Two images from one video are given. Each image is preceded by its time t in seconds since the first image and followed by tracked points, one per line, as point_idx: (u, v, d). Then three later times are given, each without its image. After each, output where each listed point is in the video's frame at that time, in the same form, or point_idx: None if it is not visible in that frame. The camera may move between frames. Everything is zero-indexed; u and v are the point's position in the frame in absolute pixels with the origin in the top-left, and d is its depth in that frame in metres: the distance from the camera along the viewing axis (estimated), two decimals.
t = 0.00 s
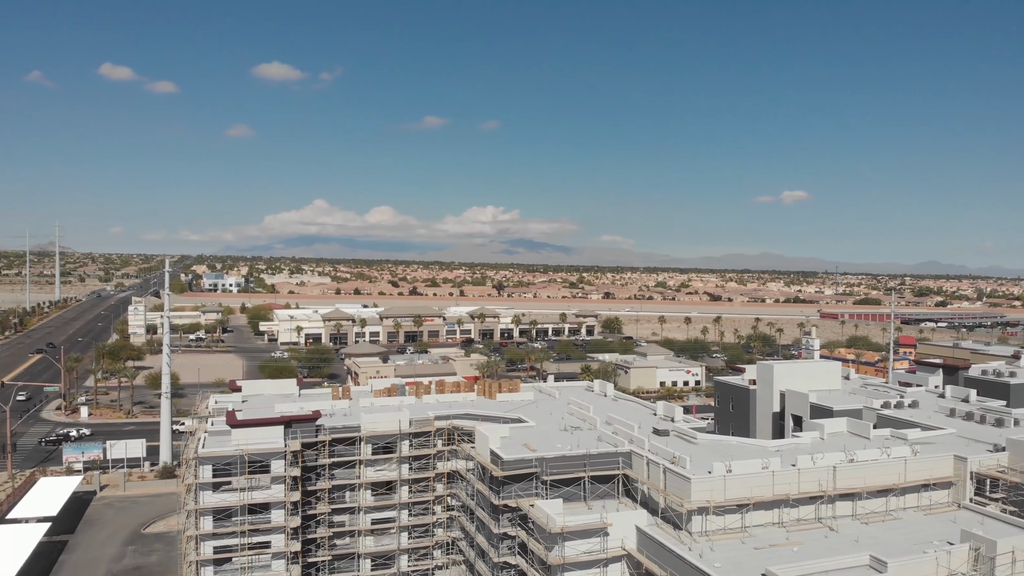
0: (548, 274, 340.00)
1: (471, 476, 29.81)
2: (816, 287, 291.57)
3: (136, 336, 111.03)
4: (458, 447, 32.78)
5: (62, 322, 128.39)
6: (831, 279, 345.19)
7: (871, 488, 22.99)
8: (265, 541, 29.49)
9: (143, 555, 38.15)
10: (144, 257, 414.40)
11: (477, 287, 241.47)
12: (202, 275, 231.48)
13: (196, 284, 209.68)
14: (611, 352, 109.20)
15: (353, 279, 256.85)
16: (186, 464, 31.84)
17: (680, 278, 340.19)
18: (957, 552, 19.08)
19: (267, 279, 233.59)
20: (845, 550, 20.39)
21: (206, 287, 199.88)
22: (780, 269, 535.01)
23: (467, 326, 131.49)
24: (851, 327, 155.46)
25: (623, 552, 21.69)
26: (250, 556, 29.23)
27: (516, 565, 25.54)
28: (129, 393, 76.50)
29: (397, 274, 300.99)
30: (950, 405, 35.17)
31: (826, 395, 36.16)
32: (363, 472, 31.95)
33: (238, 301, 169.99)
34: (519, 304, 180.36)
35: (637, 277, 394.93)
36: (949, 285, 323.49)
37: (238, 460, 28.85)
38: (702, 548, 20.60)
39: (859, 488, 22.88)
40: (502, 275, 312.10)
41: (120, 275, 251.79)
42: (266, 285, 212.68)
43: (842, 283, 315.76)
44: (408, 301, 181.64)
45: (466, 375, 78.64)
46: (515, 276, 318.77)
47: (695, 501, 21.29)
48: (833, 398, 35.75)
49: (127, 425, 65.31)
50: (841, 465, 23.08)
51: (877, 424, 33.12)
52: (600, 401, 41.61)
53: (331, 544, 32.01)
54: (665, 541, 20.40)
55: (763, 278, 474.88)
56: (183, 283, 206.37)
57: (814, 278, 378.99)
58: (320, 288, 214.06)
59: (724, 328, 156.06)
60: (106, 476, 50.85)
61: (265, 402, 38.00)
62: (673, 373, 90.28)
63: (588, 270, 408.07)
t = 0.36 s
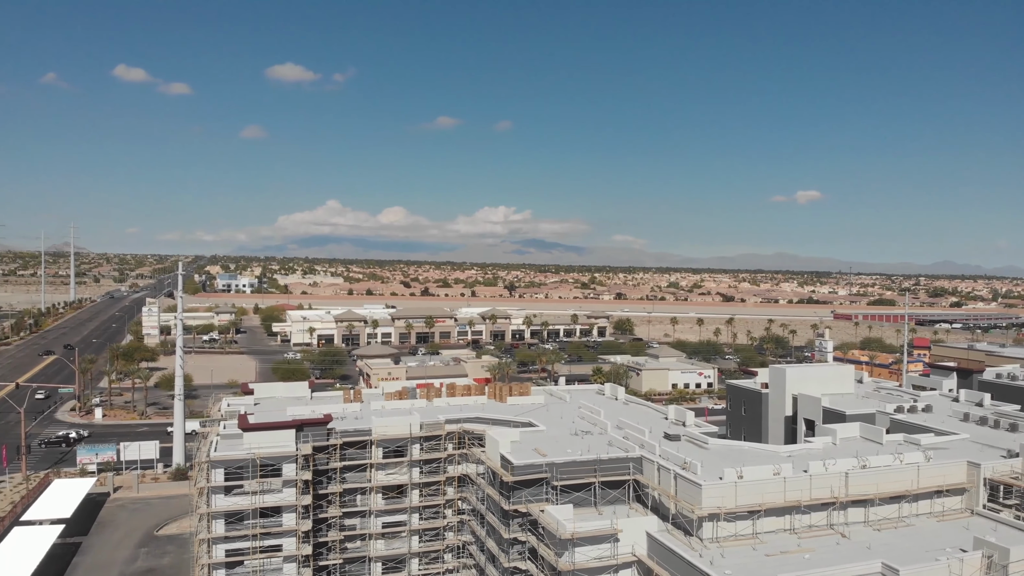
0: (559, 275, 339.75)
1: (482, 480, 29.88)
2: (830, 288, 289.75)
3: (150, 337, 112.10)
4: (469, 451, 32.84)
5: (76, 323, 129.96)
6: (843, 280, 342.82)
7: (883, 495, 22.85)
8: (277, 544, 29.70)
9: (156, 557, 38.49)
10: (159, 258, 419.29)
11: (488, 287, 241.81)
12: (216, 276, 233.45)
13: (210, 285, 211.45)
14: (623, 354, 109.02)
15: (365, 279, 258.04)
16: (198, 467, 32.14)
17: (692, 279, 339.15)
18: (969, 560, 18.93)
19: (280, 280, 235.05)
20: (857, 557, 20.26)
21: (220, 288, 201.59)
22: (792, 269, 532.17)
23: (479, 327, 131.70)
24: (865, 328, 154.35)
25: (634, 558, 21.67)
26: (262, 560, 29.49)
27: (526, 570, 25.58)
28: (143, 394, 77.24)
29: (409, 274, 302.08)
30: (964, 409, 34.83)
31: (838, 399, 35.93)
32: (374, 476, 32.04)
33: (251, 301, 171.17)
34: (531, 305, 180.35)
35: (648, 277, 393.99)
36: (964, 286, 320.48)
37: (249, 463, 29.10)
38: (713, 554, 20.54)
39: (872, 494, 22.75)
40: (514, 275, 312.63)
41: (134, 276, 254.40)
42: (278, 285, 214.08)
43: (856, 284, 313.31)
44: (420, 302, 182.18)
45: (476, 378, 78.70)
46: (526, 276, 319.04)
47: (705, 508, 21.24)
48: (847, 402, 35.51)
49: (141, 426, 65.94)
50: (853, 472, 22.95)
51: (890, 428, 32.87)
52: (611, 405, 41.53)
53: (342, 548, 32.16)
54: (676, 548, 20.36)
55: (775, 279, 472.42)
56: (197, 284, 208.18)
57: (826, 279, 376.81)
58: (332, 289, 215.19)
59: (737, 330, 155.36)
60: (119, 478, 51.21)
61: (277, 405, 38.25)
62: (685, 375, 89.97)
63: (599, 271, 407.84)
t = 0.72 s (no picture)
0: (573, 274, 339.38)
1: (494, 484, 29.90)
2: (846, 288, 287.21)
3: (166, 338, 113.35)
4: (482, 454, 32.87)
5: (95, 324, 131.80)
6: (859, 281, 339.64)
7: (898, 502, 22.67)
8: (291, 547, 29.91)
9: (171, 558, 38.83)
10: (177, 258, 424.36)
11: (502, 288, 242.11)
12: (232, 277, 235.60)
13: (226, 285, 213.49)
14: (637, 355, 108.78)
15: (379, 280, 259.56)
16: (212, 470, 32.42)
17: (707, 279, 337.43)
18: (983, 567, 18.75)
19: (295, 280, 236.81)
20: (871, 564, 20.10)
21: (236, 288, 203.42)
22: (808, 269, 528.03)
23: (493, 328, 131.85)
24: (881, 329, 152.91)
25: (646, 565, 21.62)
26: (276, 562, 29.74)
27: None
28: (159, 395, 78.08)
29: (422, 274, 303.18)
30: (981, 415, 34.45)
31: (854, 404, 35.66)
32: (387, 479, 32.21)
33: (266, 302, 172.44)
34: (545, 306, 180.17)
35: (662, 279, 392.64)
36: (982, 287, 316.72)
37: (263, 467, 29.27)
38: (726, 561, 20.45)
39: (886, 501, 22.58)
40: (528, 275, 312.96)
41: (152, 276, 257.27)
42: (294, 285, 215.58)
43: (873, 284, 310.20)
44: (434, 302, 182.74)
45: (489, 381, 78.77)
46: (540, 277, 319.04)
47: (719, 514, 21.17)
48: (862, 406, 35.22)
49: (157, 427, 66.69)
50: (868, 479, 22.80)
51: (905, 434, 32.57)
52: (624, 409, 41.46)
53: (355, 551, 32.30)
54: (688, 554, 20.31)
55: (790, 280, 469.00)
56: (213, 284, 210.25)
57: (843, 279, 373.59)
58: (347, 289, 216.53)
59: (752, 331, 154.40)
60: (135, 479, 51.79)
61: (291, 408, 38.55)
62: (700, 378, 89.55)
63: (613, 271, 407.00)
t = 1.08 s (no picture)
0: (586, 274, 338.97)
1: (506, 489, 29.91)
2: (862, 288, 284.71)
3: (182, 338, 114.52)
4: (494, 458, 32.92)
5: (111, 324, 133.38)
6: (874, 281, 336.66)
7: (912, 508, 22.48)
8: (304, 550, 30.08)
9: (186, 560, 39.18)
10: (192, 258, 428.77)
11: (515, 288, 242.32)
12: (247, 277, 237.53)
13: (241, 285, 215.42)
14: (650, 357, 108.45)
15: (392, 280, 260.56)
16: (226, 472, 32.66)
17: (721, 279, 335.68)
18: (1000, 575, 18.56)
19: (310, 280, 238.35)
20: (884, 572, 19.97)
21: (251, 288, 205.23)
22: (823, 269, 524.12)
23: (505, 329, 131.90)
24: (897, 330, 151.52)
25: (658, 571, 21.59)
26: (290, 565, 29.94)
27: None
28: (174, 396, 78.86)
29: (435, 275, 304.12)
30: (998, 419, 34.10)
31: (869, 408, 35.38)
32: (400, 482, 32.31)
33: (281, 302, 173.63)
34: (558, 306, 180.15)
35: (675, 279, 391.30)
36: (1000, 287, 312.61)
37: (277, 470, 29.48)
38: (738, 568, 20.36)
39: (900, 507, 22.40)
40: (541, 276, 312.85)
41: (168, 277, 259.92)
42: (308, 285, 216.99)
43: (889, 285, 307.23)
44: (447, 303, 183.27)
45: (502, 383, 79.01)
46: (552, 277, 319.15)
47: (731, 521, 21.09)
48: (877, 410, 34.89)
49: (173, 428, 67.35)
50: (882, 485, 22.63)
51: (921, 438, 32.31)
52: (636, 413, 41.34)
53: (368, 554, 32.48)
54: (700, 561, 20.24)
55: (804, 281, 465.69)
56: (228, 284, 212.13)
57: (857, 280, 370.69)
58: (361, 289, 217.69)
59: (767, 332, 153.46)
60: (150, 480, 52.26)
61: (304, 411, 38.76)
62: (714, 379, 89.17)
63: (626, 271, 406.27)
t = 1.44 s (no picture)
0: (604, 274, 338.01)
1: (523, 494, 29.84)
2: (884, 289, 281.14)
3: (203, 339, 115.94)
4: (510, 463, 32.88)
5: (133, 324, 135.48)
6: (896, 281, 332.20)
7: (932, 516, 22.17)
8: (321, 553, 30.27)
9: (205, 561, 39.58)
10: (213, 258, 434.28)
11: (533, 288, 242.25)
12: (267, 277, 240.04)
13: (261, 285, 217.77)
14: (669, 358, 107.90)
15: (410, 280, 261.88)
16: (245, 474, 32.95)
17: (741, 279, 332.40)
18: None
19: (329, 280, 240.18)
20: None
21: (271, 288, 207.45)
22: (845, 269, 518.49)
23: (523, 330, 131.94)
24: (920, 332, 149.31)
25: None
26: (307, 568, 30.11)
27: None
28: (195, 396, 79.82)
29: (453, 275, 304.99)
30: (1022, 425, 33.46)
31: (889, 413, 34.88)
32: (416, 486, 32.41)
33: (300, 303, 175.14)
34: (575, 307, 179.84)
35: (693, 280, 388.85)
36: None
37: (295, 473, 29.72)
38: None
39: (920, 515, 22.08)
40: (560, 276, 312.78)
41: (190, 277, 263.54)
42: (327, 285, 218.70)
43: (911, 285, 302.79)
44: (465, 303, 183.69)
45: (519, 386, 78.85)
46: (570, 277, 318.77)
47: (749, 528, 20.90)
48: (898, 415, 34.42)
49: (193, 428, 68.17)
50: (902, 492, 22.31)
51: (943, 444, 31.78)
52: (654, 417, 41.11)
53: (385, 557, 32.63)
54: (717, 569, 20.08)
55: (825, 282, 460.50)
56: (248, 284, 214.45)
57: (878, 280, 366.57)
58: (380, 289, 219.01)
59: (787, 334, 151.95)
60: (170, 482, 52.86)
61: (322, 414, 38.97)
62: (733, 382, 88.41)
63: (644, 271, 404.86)
